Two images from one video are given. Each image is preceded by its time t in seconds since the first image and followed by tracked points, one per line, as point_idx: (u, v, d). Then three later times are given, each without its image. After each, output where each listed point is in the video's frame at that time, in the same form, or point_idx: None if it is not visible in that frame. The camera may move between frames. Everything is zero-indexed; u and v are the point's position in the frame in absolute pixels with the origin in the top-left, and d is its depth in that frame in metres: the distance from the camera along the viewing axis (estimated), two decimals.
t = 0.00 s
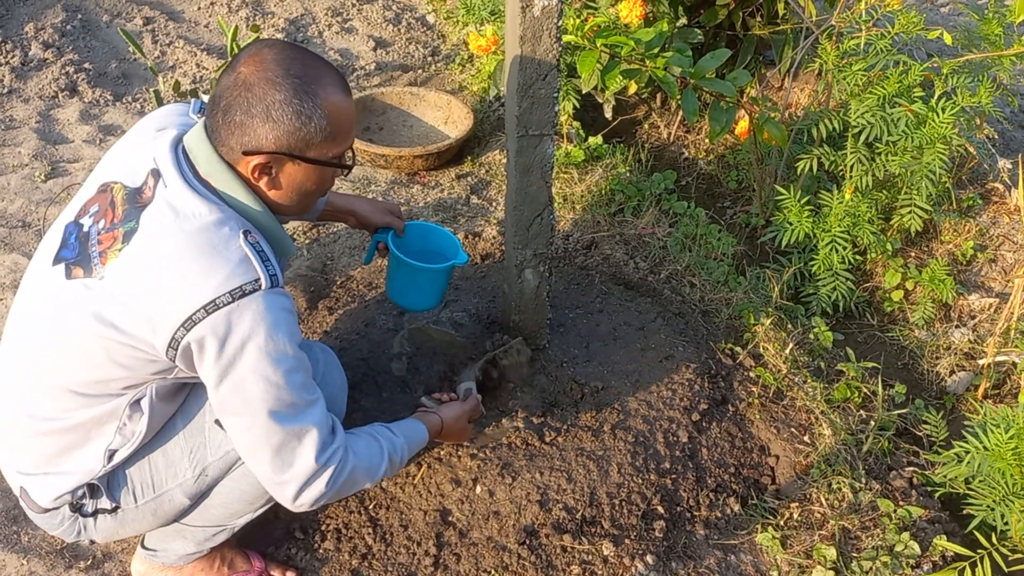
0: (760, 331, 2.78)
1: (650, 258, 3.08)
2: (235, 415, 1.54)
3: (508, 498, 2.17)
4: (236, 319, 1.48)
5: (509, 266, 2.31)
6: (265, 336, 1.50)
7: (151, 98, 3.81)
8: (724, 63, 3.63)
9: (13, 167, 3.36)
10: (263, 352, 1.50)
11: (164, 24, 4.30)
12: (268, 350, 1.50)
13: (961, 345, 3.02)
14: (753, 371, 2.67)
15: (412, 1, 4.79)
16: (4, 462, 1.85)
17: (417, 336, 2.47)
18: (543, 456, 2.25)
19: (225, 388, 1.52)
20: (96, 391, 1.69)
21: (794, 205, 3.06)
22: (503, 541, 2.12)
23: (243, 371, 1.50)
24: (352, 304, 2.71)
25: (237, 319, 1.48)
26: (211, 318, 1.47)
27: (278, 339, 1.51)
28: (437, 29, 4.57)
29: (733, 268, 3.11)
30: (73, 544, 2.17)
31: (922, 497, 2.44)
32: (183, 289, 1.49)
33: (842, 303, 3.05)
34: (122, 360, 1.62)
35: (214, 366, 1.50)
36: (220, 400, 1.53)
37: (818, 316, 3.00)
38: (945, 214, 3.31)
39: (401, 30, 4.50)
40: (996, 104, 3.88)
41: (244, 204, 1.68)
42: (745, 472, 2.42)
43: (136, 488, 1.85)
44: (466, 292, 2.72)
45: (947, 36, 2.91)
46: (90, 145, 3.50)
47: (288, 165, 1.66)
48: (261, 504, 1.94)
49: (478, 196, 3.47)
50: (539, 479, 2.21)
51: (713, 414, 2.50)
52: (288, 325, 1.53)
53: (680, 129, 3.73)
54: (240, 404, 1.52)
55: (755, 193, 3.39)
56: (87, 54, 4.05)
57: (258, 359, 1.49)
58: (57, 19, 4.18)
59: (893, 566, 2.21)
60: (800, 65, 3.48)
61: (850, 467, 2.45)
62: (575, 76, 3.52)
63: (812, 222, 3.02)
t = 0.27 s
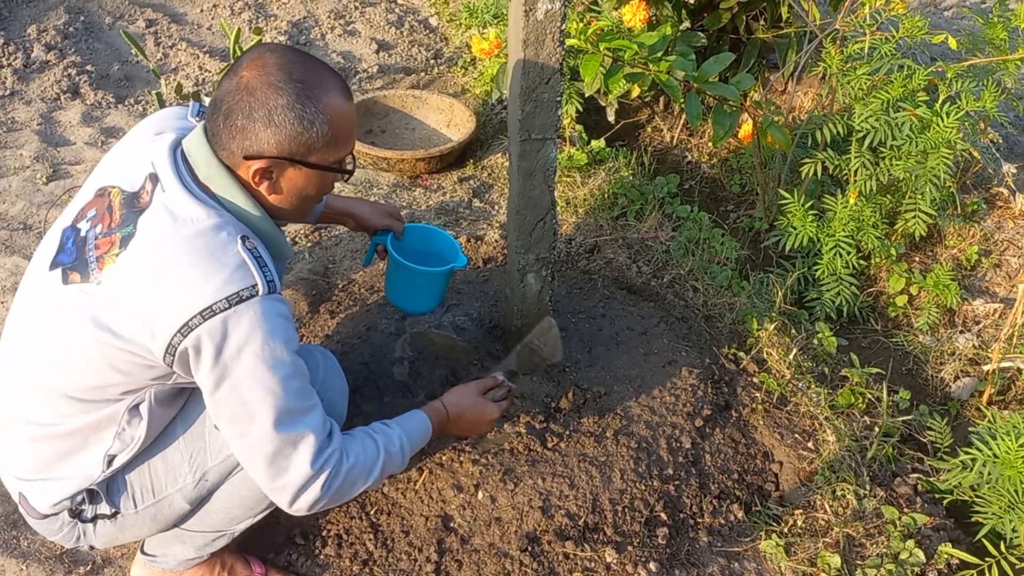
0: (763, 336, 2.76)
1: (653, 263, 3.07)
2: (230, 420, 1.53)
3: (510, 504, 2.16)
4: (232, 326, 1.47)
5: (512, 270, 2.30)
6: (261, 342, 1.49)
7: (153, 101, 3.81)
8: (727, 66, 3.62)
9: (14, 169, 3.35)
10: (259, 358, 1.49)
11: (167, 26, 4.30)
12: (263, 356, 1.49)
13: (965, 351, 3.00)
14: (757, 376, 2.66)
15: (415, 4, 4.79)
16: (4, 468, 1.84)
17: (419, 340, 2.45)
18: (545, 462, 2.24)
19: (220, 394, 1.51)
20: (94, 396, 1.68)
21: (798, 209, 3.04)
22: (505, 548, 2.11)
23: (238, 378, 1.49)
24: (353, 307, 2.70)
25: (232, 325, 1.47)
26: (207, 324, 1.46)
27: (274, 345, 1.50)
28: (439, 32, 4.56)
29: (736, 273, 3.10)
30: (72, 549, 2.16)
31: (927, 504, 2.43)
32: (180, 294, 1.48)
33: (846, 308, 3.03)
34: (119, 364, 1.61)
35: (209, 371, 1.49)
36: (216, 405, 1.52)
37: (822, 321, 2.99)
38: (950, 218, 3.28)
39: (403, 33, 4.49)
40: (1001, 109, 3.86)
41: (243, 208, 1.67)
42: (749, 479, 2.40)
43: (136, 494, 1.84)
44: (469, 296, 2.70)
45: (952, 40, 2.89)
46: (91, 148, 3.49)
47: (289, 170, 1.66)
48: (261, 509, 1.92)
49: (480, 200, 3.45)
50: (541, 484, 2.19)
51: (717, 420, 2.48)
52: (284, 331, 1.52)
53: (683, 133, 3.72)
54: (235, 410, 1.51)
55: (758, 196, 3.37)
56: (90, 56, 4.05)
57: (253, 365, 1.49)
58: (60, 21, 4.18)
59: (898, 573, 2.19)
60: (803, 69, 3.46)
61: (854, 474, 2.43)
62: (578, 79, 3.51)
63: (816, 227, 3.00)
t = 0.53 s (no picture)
0: (767, 344, 2.74)
1: (656, 269, 3.05)
2: (240, 424, 1.50)
3: (511, 515, 2.14)
4: (235, 324, 1.45)
5: (513, 278, 2.28)
6: (264, 338, 1.47)
7: (155, 105, 3.80)
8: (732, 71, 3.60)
9: (16, 173, 3.34)
10: (263, 354, 1.47)
11: (169, 30, 4.30)
12: (267, 352, 1.48)
13: (971, 358, 2.98)
14: (761, 385, 2.64)
15: (418, 8, 4.78)
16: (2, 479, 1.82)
17: (419, 348, 2.44)
18: (546, 472, 2.22)
19: (227, 398, 1.47)
20: (90, 406, 1.67)
21: (803, 216, 3.01)
22: (506, 559, 2.09)
23: (246, 376, 1.47)
24: (354, 314, 2.69)
25: (234, 324, 1.45)
26: (207, 327, 1.44)
27: (275, 341, 1.49)
28: (442, 35, 4.55)
29: (740, 279, 3.08)
30: (70, 559, 2.15)
31: (932, 515, 2.40)
32: (174, 299, 1.46)
33: (851, 316, 3.01)
34: (115, 373, 1.60)
35: (215, 376, 1.46)
36: (222, 412, 1.49)
37: (826, 329, 2.97)
38: (955, 225, 3.26)
39: (406, 37, 4.48)
40: (1007, 114, 3.84)
41: (235, 212, 1.66)
42: (752, 489, 2.38)
43: (133, 504, 1.82)
44: (470, 303, 2.69)
45: (958, 46, 2.86)
46: (93, 152, 3.48)
47: (282, 175, 1.64)
48: (260, 519, 1.91)
49: (482, 205, 3.44)
50: (542, 495, 2.17)
51: (720, 429, 2.46)
52: (284, 327, 1.51)
53: (686, 138, 3.70)
54: (246, 411, 1.48)
55: (763, 202, 3.35)
56: (92, 59, 4.04)
57: (259, 362, 1.47)
58: (62, 25, 4.18)
59: None
60: (808, 74, 3.45)
61: (858, 484, 2.41)
62: (581, 84, 3.49)
63: (820, 233, 2.98)
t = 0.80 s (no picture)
0: (772, 347, 2.72)
1: (660, 271, 3.02)
2: (227, 418, 1.48)
3: (512, 520, 2.11)
4: (224, 319, 1.43)
5: (516, 280, 2.26)
6: (252, 332, 1.45)
7: (157, 105, 3.78)
8: (736, 72, 3.57)
9: (17, 174, 3.33)
10: (250, 350, 1.45)
11: (172, 30, 4.28)
12: (255, 347, 1.45)
13: (977, 363, 2.95)
14: (765, 389, 2.61)
15: (421, 8, 4.76)
16: None
17: (421, 350, 2.42)
18: (548, 477, 2.19)
19: (214, 391, 1.45)
20: (84, 406, 1.64)
21: (808, 219, 2.99)
22: (508, 565, 2.07)
23: (233, 373, 1.45)
24: (355, 316, 2.67)
25: (222, 317, 1.43)
26: (195, 317, 1.43)
27: (264, 336, 1.47)
28: (445, 36, 4.53)
29: (744, 282, 3.05)
30: (67, 563, 2.13)
31: (938, 521, 2.38)
32: (166, 292, 1.44)
33: (857, 320, 2.98)
34: (108, 371, 1.57)
35: (203, 368, 1.44)
36: (210, 405, 1.47)
37: (831, 332, 2.94)
38: (962, 227, 3.22)
39: (409, 37, 4.46)
40: (1013, 115, 3.80)
41: (231, 208, 1.63)
42: (757, 495, 2.36)
43: (129, 507, 1.80)
44: (472, 305, 2.66)
45: (965, 47, 2.83)
46: (94, 152, 3.47)
47: (283, 170, 1.62)
48: (258, 523, 1.89)
49: (485, 206, 3.41)
50: (545, 500, 2.15)
51: (724, 434, 2.44)
52: (273, 322, 1.49)
53: (690, 139, 3.67)
54: (232, 406, 1.46)
55: (767, 204, 3.32)
56: (94, 59, 4.03)
57: (245, 357, 1.44)
58: (64, 24, 4.17)
59: None
60: (813, 75, 3.42)
61: (864, 490, 2.38)
62: (584, 84, 3.47)
63: (826, 236, 2.95)
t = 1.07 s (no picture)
0: (777, 349, 2.70)
1: (664, 272, 3.00)
2: (263, 407, 1.47)
3: (515, 522, 2.10)
4: (243, 308, 1.43)
5: (519, 281, 2.24)
6: (273, 319, 1.45)
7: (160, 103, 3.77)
8: (742, 71, 3.55)
9: (20, 172, 3.33)
10: (275, 335, 1.45)
11: (176, 28, 4.27)
12: (279, 332, 1.46)
13: (985, 364, 2.93)
14: (770, 391, 2.59)
15: (425, 6, 4.74)
16: None
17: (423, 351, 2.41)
18: (551, 479, 2.18)
19: (246, 383, 1.44)
20: (86, 405, 1.63)
21: (814, 219, 2.97)
22: (510, 567, 2.05)
23: (262, 359, 1.44)
24: (358, 316, 2.66)
25: (241, 310, 1.43)
26: (213, 316, 1.41)
27: (284, 321, 1.47)
28: (449, 34, 4.52)
29: (749, 283, 3.03)
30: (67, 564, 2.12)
31: (945, 525, 2.36)
32: (173, 289, 1.43)
33: (863, 321, 2.96)
34: (111, 370, 1.56)
35: (230, 363, 1.44)
36: (241, 399, 1.46)
37: (837, 334, 2.92)
38: (969, 228, 3.19)
39: (413, 35, 4.45)
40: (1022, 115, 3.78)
41: (231, 202, 1.61)
42: (761, 497, 2.34)
43: (128, 509, 1.79)
44: (475, 305, 2.65)
45: (974, 46, 2.81)
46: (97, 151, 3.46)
47: (274, 164, 1.60)
48: (258, 526, 1.89)
49: (489, 206, 3.40)
50: (547, 502, 2.14)
51: (729, 436, 2.42)
52: (289, 309, 1.49)
53: (695, 138, 3.65)
54: (268, 392, 1.45)
55: (773, 204, 3.30)
56: (98, 58, 4.02)
57: (273, 343, 1.44)
58: (69, 22, 4.16)
59: None
60: (820, 75, 3.40)
61: (870, 493, 2.36)
62: (588, 83, 3.46)
63: (832, 237, 2.92)
